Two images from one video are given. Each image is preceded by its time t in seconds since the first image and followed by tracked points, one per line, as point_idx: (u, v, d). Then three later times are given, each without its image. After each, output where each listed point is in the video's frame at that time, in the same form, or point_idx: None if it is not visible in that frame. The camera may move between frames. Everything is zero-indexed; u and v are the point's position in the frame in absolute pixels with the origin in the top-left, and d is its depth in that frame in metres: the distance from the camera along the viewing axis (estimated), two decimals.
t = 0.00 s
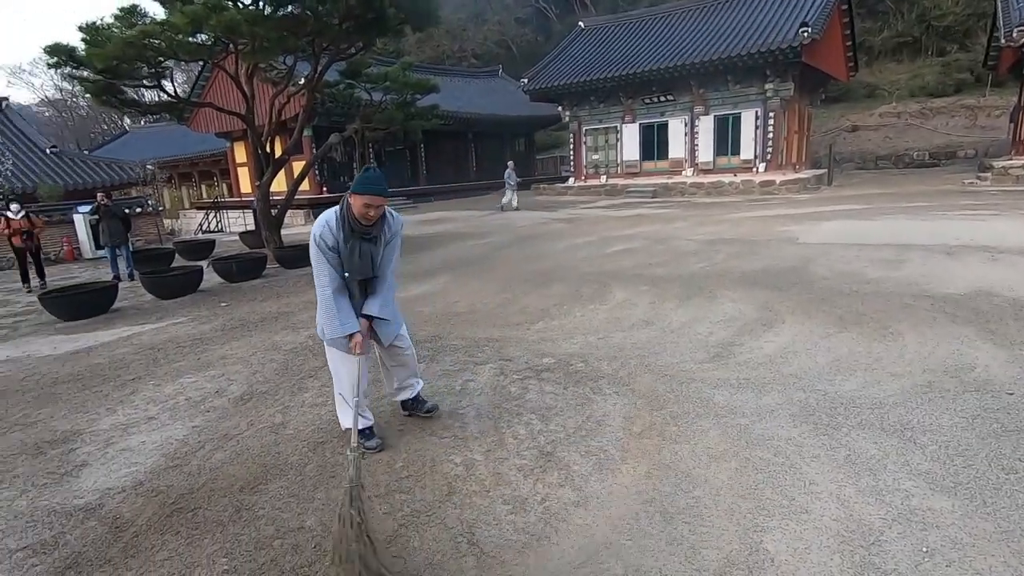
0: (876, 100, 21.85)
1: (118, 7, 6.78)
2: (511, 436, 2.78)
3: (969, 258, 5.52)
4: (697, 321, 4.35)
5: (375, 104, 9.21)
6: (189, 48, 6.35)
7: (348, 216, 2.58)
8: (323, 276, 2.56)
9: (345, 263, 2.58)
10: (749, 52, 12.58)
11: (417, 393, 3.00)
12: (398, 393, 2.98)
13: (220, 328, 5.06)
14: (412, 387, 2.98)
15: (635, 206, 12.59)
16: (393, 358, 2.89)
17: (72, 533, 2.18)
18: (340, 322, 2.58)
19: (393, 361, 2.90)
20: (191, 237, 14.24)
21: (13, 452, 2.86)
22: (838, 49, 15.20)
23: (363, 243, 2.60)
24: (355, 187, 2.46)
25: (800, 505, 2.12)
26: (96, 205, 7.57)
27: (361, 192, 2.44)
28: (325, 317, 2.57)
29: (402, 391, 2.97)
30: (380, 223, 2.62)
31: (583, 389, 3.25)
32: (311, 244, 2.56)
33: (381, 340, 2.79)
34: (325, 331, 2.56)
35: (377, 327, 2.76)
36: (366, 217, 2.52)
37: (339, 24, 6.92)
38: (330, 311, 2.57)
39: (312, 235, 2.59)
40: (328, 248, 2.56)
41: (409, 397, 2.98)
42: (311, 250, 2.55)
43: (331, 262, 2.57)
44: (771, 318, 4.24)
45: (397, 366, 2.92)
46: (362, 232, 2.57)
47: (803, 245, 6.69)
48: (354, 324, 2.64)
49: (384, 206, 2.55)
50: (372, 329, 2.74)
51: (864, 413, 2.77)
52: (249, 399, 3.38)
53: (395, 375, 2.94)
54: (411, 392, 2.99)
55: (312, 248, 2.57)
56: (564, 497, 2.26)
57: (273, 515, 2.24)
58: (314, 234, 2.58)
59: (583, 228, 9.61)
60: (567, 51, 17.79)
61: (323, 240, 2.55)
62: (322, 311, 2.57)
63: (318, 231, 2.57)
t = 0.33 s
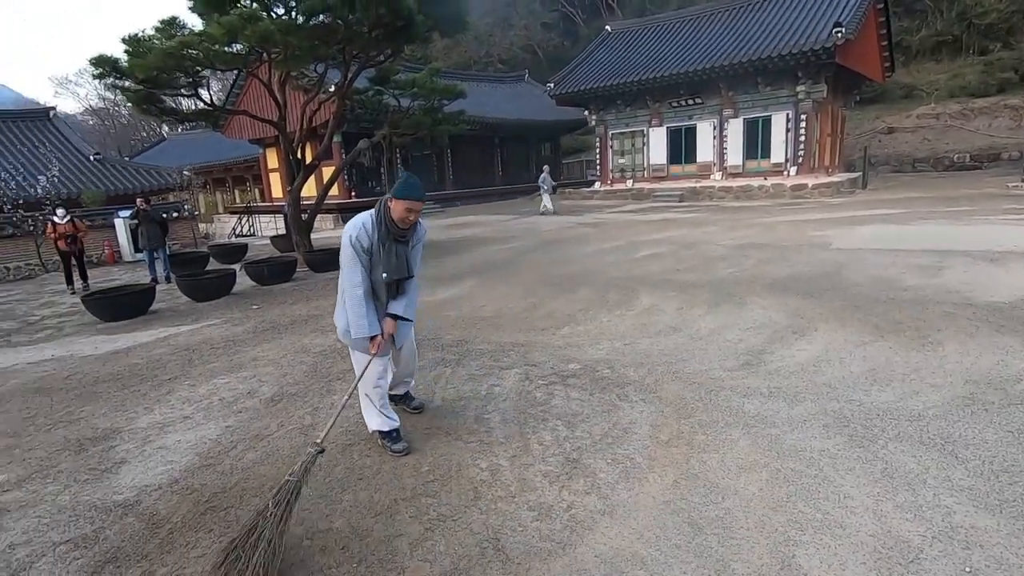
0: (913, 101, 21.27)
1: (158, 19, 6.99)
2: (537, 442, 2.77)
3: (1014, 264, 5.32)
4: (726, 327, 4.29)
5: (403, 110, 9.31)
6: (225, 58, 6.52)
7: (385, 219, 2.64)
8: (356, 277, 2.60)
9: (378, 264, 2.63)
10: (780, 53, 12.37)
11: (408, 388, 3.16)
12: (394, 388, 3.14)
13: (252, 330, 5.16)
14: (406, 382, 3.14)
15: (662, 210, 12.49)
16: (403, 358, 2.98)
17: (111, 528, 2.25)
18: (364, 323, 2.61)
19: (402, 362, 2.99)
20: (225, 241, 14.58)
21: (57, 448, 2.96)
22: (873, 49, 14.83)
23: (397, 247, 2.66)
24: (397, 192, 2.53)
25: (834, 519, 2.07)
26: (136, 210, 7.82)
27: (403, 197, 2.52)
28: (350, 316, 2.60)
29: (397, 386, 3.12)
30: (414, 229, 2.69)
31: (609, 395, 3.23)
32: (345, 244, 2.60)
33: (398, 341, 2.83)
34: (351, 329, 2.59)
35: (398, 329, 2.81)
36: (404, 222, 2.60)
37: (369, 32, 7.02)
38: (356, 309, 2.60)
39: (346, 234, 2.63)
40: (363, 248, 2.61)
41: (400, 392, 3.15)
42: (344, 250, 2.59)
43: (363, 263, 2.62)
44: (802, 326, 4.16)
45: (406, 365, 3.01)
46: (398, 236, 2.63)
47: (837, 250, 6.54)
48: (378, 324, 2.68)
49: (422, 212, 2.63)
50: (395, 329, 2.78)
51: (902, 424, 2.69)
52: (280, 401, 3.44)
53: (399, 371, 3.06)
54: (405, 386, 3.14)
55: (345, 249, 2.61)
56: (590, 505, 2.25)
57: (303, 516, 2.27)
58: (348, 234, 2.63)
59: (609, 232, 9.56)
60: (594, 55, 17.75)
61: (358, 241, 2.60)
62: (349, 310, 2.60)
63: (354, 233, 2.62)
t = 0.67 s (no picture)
0: (944, 112, 20.86)
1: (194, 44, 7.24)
2: (560, 460, 2.74)
3: None
4: (752, 344, 4.22)
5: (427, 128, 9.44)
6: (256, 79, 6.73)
7: (427, 236, 2.82)
8: (415, 286, 2.68)
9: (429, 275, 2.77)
10: (805, 66, 12.25)
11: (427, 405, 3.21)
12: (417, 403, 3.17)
13: (279, 344, 5.24)
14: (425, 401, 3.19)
15: (685, 225, 12.41)
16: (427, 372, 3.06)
17: (143, 539, 2.28)
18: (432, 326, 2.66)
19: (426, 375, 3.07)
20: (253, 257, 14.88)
21: (92, 459, 3.02)
22: (902, 60, 14.60)
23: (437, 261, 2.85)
24: (445, 209, 2.77)
25: (869, 546, 2.00)
26: (170, 227, 8.02)
27: (452, 213, 2.77)
28: (415, 323, 2.64)
29: (418, 402, 3.16)
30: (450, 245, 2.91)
31: (634, 413, 3.19)
32: (399, 257, 2.69)
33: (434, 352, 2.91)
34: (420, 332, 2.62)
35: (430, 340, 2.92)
36: (447, 237, 2.83)
37: (394, 53, 7.16)
38: (423, 314, 2.65)
39: (397, 249, 2.71)
40: (415, 261, 2.74)
41: (421, 408, 3.18)
42: (401, 263, 2.68)
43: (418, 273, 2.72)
44: (832, 343, 4.07)
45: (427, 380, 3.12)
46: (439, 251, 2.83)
47: (867, 265, 6.40)
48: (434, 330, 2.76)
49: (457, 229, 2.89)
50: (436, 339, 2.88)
51: (939, 447, 2.60)
52: (306, 415, 3.47)
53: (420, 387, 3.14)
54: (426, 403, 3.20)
55: (398, 262, 2.69)
56: (615, 525, 2.21)
57: (327, 531, 2.28)
58: (399, 248, 2.72)
59: (632, 247, 9.52)
60: (616, 71, 17.83)
61: (411, 253, 2.72)
62: (417, 315, 2.64)
63: (403, 247, 2.73)
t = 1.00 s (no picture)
0: (973, 125, 20.49)
1: (224, 60, 7.42)
2: (580, 475, 2.71)
3: None
4: (775, 359, 4.16)
5: (447, 141, 9.54)
6: (282, 94, 6.88)
7: (451, 242, 3.03)
8: (451, 290, 2.92)
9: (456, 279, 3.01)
10: (827, 79, 12.15)
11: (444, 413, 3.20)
12: (432, 414, 3.16)
13: (299, 354, 5.29)
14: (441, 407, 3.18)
15: (705, 238, 12.32)
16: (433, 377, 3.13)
17: (163, 546, 2.30)
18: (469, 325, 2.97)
19: (435, 377, 3.14)
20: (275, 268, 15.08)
21: (116, 465, 3.06)
22: (928, 74, 14.41)
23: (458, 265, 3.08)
24: (471, 219, 3.01)
25: (902, 571, 1.93)
26: (196, 237, 8.17)
27: (477, 223, 3.03)
28: (455, 324, 2.93)
29: (432, 409, 3.15)
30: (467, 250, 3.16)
31: (654, 429, 3.14)
32: (436, 262, 2.88)
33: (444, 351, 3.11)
34: (464, 331, 2.92)
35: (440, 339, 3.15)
36: (468, 245, 3.08)
37: (416, 68, 7.26)
38: (462, 315, 2.93)
39: (432, 255, 2.90)
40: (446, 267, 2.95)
41: (436, 417, 3.18)
42: (438, 268, 2.87)
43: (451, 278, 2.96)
44: (859, 360, 3.99)
45: (440, 384, 3.16)
46: (461, 256, 3.06)
47: (894, 281, 6.27)
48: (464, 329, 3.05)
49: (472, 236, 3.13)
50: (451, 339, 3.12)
51: (973, 469, 2.52)
52: (326, 425, 3.48)
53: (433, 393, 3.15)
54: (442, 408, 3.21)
55: (434, 269, 2.88)
56: (635, 542, 2.18)
57: (345, 542, 2.27)
58: (434, 255, 2.90)
59: (651, 261, 9.47)
60: (636, 85, 17.87)
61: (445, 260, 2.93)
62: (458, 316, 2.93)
63: (436, 253, 2.92)
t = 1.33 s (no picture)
0: (995, 135, 20.20)
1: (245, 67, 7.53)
2: (593, 483, 2.69)
3: None
4: (791, 370, 4.10)
5: (463, 148, 9.59)
6: (300, 100, 6.97)
7: (450, 248, 3.08)
8: (449, 293, 2.98)
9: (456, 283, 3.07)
10: (846, 88, 12.04)
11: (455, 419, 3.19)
12: (439, 417, 3.16)
13: (314, 357, 5.32)
14: (449, 412, 3.17)
15: (721, 247, 12.24)
16: (441, 380, 3.15)
17: (178, 545, 2.31)
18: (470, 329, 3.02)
19: (444, 380, 3.16)
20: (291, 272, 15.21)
21: (133, 464, 3.10)
22: (950, 83, 14.24)
23: (459, 270, 3.13)
24: (468, 223, 3.04)
25: None
26: (215, 241, 8.29)
27: (475, 227, 3.05)
28: (453, 325, 2.98)
29: (442, 412, 3.16)
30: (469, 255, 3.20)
31: (668, 437, 3.12)
32: (433, 270, 2.94)
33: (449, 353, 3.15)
34: (463, 334, 2.97)
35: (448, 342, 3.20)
36: (468, 248, 3.11)
37: (432, 74, 7.30)
38: (462, 319, 3.00)
39: (429, 263, 2.96)
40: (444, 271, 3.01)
41: (448, 420, 3.18)
42: (436, 275, 2.93)
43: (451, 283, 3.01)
44: (879, 371, 3.93)
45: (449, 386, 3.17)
46: (461, 262, 3.11)
47: (914, 292, 6.16)
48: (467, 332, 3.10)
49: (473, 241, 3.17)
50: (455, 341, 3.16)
51: (999, 485, 2.46)
52: (339, 428, 3.49)
53: (437, 397, 3.16)
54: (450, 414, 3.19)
55: (432, 273, 2.94)
56: (649, 551, 2.16)
57: (357, 545, 2.27)
58: (431, 263, 2.96)
59: (666, 269, 9.43)
60: (651, 93, 17.86)
61: (444, 266, 2.99)
62: (458, 320, 2.99)
63: (434, 258, 2.98)
